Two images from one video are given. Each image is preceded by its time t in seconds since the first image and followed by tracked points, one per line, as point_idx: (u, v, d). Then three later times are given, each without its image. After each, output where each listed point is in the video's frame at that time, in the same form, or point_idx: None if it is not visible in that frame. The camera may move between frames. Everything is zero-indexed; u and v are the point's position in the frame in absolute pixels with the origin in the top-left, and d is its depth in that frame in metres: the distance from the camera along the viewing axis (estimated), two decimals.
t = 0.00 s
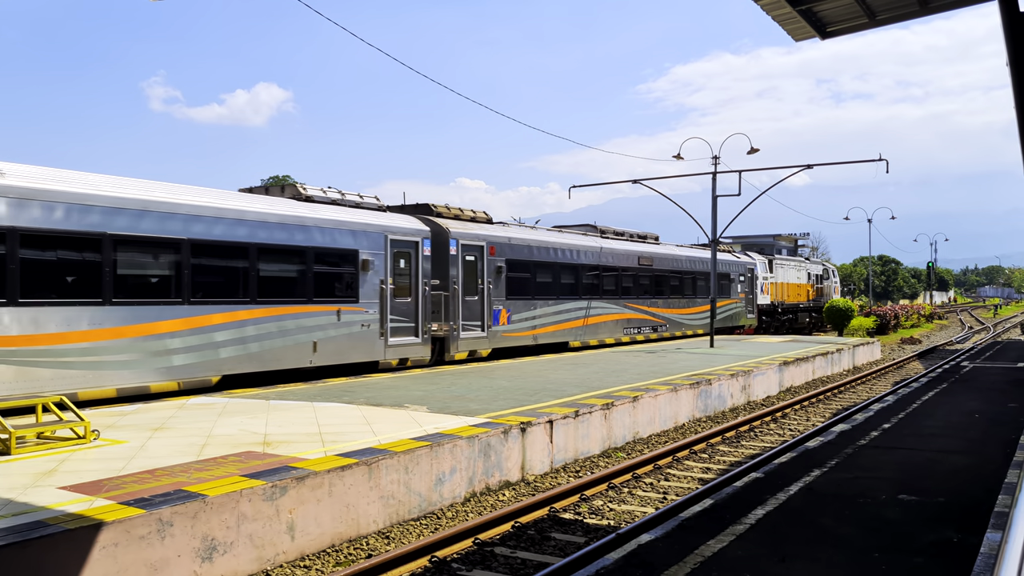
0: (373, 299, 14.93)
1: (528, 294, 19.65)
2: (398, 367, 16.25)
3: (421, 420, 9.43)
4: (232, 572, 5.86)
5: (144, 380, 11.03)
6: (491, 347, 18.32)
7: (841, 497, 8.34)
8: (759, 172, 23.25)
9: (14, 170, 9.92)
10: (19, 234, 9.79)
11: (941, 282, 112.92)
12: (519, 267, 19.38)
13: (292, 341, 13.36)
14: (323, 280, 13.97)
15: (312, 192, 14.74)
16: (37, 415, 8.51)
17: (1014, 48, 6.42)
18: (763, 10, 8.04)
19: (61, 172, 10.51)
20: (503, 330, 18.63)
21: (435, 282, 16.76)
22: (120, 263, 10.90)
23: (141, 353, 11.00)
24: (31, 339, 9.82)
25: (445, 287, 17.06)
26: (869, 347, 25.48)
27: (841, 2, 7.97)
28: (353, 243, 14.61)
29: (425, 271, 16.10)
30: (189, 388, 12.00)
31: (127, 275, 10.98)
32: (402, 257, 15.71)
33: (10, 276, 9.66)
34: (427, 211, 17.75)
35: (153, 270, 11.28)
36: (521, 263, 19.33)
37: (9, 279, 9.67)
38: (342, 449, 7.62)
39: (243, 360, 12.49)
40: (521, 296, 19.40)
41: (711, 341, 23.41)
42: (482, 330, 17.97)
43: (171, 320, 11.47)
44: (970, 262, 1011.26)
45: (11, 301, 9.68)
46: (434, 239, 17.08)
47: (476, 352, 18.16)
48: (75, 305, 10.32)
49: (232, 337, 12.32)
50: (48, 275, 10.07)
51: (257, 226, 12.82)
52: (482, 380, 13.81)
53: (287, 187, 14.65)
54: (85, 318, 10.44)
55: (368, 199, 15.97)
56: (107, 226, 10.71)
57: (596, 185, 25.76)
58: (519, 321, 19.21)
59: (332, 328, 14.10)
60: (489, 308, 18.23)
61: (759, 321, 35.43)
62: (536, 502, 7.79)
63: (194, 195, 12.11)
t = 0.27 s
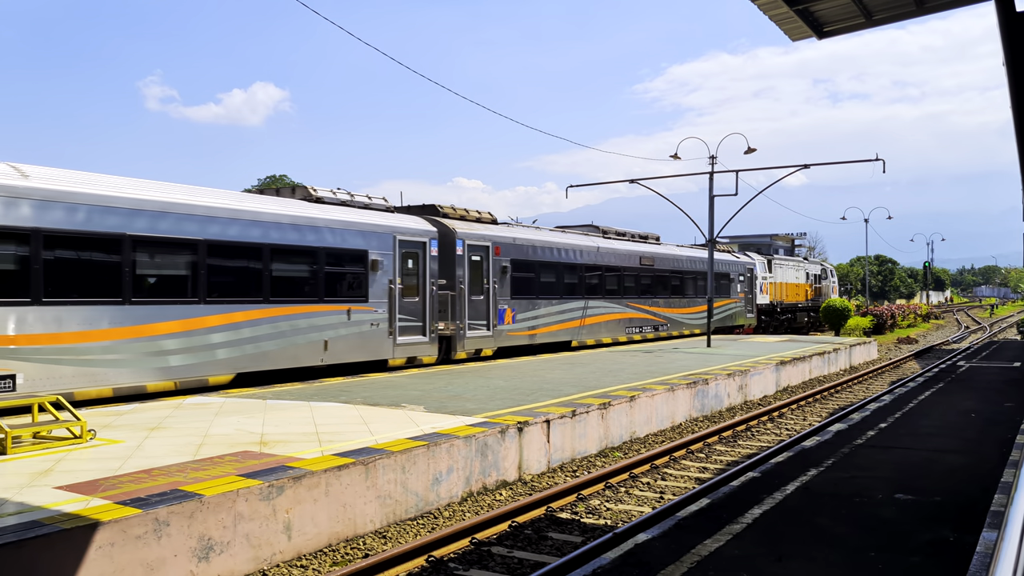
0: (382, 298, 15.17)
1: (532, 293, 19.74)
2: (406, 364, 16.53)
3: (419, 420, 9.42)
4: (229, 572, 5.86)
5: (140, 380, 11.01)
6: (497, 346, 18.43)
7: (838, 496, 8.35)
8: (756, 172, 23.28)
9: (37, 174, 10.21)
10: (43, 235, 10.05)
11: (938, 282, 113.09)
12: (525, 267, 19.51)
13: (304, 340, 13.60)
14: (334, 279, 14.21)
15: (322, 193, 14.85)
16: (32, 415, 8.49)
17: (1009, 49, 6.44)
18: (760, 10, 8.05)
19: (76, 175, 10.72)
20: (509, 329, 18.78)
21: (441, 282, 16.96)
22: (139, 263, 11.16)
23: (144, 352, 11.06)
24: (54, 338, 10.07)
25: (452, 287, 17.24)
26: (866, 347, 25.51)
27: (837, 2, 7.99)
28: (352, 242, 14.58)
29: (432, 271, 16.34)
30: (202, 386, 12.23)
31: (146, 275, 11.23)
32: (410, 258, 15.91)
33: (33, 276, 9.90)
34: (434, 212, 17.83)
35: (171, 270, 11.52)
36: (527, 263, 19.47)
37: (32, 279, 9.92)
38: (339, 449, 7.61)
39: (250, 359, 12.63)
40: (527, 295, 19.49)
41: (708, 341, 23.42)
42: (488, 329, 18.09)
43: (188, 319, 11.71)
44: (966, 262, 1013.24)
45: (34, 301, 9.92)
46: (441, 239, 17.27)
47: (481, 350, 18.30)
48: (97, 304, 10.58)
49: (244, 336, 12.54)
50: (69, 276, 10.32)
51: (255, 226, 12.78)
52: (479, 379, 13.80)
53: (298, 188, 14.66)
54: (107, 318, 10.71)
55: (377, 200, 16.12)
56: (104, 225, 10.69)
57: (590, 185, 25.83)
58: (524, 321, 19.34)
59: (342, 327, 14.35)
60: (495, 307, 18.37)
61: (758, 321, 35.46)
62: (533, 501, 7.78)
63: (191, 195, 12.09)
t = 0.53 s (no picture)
0: (391, 297, 15.39)
1: (536, 293, 19.84)
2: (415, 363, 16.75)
3: (416, 419, 9.42)
4: (225, 572, 5.85)
5: (137, 380, 10.97)
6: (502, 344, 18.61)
7: (834, 496, 8.36)
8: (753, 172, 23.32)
9: (61, 177, 10.48)
10: (66, 236, 10.30)
11: (935, 282, 113.24)
12: (529, 267, 19.65)
13: (315, 339, 13.84)
14: (344, 279, 14.42)
15: (332, 195, 15.06)
16: (28, 415, 8.45)
17: (1005, 49, 6.46)
18: (757, 9, 8.05)
19: (83, 176, 10.87)
20: (514, 328, 18.91)
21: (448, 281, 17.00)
22: (158, 264, 11.40)
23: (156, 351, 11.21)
24: (77, 337, 10.29)
25: (458, 286, 17.32)
26: (863, 346, 25.55)
27: (834, 2, 8.00)
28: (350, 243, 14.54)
29: (440, 271, 16.54)
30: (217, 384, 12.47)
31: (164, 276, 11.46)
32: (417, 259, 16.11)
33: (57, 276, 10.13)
34: (440, 213, 17.94)
35: (188, 270, 11.75)
36: (531, 263, 19.61)
37: (55, 279, 10.15)
38: (336, 449, 7.60)
39: (261, 358, 12.82)
40: (531, 295, 19.62)
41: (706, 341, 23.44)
42: (493, 327, 18.26)
43: (204, 318, 11.94)
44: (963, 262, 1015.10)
45: (56, 300, 10.14)
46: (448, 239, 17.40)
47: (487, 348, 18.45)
48: (117, 304, 10.80)
49: (257, 335, 12.76)
50: (90, 276, 10.53)
51: (253, 225, 12.74)
52: (476, 379, 13.79)
53: (308, 191, 14.96)
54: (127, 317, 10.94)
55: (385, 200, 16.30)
56: (100, 225, 10.64)
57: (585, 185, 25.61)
58: (529, 319, 19.47)
59: (353, 327, 14.57)
60: (500, 307, 18.52)
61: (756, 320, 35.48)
62: (530, 501, 7.78)
63: (188, 195, 12.05)
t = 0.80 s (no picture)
0: (400, 297, 15.54)
1: (541, 292, 19.93)
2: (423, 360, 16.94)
3: (414, 419, 9.41)
4: (223, 572, 5.85)
5: (133, 380, 10.93)
6: (508, 343, 18.72)
7: (832, 495, 8.37)
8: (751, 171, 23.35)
9: (84, 180, 10.73)
10: (88, 237, 10.53)
11: (932, 281, 113.38)
12: (534, 266, 19.75)
13: (327, 338, 14.03)
14: (355, 279, 14.58)
15: (342, 197, 15.25)
16: (25, 415, 8.41)
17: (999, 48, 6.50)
18: (754, 9, 8.05)
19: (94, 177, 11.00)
20: (520, 327, 19.00)
21: (455, 281, 17.07)
22: (175, 265, 11.62)
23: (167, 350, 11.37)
24: (97, 335, 10.51)
25: (465, 286, 17.41)
26: (860, 345, 25.60)
27: (832, 1, 8.01)
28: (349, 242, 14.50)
29: (447, 271, 16.66)
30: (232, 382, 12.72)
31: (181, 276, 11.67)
32: (425, 258, 16.26)
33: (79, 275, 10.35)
34: (447, 214, 18.07)
35: (204, 271, 11.95)
36: (536, 262, 19.69)
37: (78, 279, 10.38)
38: (334, 448, 7.60)
39: (273, 356, 13.03)
40: (536, 294, 19.70)
41: (703, 340, 23.48)
42: (500, 326, 18.33)
43: (219, 317, 12.14)
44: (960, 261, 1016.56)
45: (77, 299, 10.35)
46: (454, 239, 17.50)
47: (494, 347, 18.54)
48: (136, 303, 11.01)
49: (269, 333, 12.96)
50: (109, 276, 10.74)
51: (253, 225, 12.70)
52: (474, 378, 13.80)
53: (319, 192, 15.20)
54: (144, 316, 11.15)
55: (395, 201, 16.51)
56: (98, 224, 10.60)
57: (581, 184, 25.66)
58: (535, 318, 19.57)
59: (363, 325, 14.76)
60: (506, 306, 18.58)
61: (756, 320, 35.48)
62: (528, 500, 7.78)
63: (186, 194, 12.01)
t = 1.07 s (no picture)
0: (408, 296, 15.64)
1: (546, 291, 19.99)
2: (431, 359, 17.09)
3: (412, 418, 9.42)
4: (220, 571, 5.84)
5: (131, 380, 10.91)
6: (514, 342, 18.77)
7: (830, 495, 8.38)
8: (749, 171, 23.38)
9: (104, 181, 10.95)
10: (108, 237, 10.75)
11: (930, 281, 113.52)
12: (539, 266, 19.80)
13: (337, 337, 14.17)
14: (364, 279, 14.70)
15: (352, 197, 15.42)
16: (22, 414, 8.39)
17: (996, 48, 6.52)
18: (752, 9, 8.06)
19: (99, 176, 11.00)
20: (526, 326, 19.06)
21: (462, 281, 17.17)
22: (191, 264, 11.81)
23: (187, 348, 11.63)
24: (117, 334, 10.74)
25: (472, 285, 17.48)
26: (858, 345, 25.63)
27: (830, 1, 8.01)
28: (347, 243, 14.31)
29: (454, 271, 16.76)
30: (244, 380, 12.89)
31: (196, 275, 11.85)
32: (432, 258, 16.38)
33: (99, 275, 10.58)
34: (453, 214, 18.14)
35: (218, 270, 12.12)
36: (541, 263, 19.73)
37: (98, 279, 10.61)
38: (332, 447, 7.60)
39: (285, 355, 13.21)
40: (540, 294, 19.76)
41: (702, 339, 23.50)
42: (506, 326, 18.37)
43: (233, 316, 12.33)
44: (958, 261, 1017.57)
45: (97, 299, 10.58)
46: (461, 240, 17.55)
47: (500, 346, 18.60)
48: (153, 302, 11.23)
49: (281, 332, 13.12)
50: (127, 275, 10.95)
51: (252, 225, 12.66)
52: (472, 378, 13.80)
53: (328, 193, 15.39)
54: (161, 315, 11.36)
55: (402, 203, 16.68)
56: (95, 223, 10.57)
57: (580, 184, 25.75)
58: (540, 318, 19.63)
59: (372, 325, 14.90)
60: (511, 305, 18.64)
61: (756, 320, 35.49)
62: (526, 500, 7.79)
63: (184, 194, 11.97)
